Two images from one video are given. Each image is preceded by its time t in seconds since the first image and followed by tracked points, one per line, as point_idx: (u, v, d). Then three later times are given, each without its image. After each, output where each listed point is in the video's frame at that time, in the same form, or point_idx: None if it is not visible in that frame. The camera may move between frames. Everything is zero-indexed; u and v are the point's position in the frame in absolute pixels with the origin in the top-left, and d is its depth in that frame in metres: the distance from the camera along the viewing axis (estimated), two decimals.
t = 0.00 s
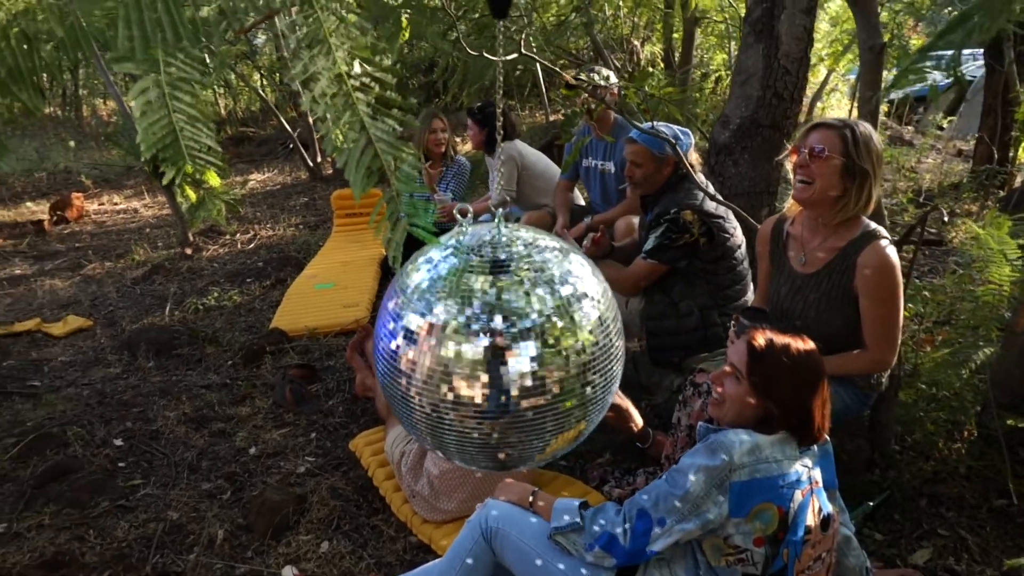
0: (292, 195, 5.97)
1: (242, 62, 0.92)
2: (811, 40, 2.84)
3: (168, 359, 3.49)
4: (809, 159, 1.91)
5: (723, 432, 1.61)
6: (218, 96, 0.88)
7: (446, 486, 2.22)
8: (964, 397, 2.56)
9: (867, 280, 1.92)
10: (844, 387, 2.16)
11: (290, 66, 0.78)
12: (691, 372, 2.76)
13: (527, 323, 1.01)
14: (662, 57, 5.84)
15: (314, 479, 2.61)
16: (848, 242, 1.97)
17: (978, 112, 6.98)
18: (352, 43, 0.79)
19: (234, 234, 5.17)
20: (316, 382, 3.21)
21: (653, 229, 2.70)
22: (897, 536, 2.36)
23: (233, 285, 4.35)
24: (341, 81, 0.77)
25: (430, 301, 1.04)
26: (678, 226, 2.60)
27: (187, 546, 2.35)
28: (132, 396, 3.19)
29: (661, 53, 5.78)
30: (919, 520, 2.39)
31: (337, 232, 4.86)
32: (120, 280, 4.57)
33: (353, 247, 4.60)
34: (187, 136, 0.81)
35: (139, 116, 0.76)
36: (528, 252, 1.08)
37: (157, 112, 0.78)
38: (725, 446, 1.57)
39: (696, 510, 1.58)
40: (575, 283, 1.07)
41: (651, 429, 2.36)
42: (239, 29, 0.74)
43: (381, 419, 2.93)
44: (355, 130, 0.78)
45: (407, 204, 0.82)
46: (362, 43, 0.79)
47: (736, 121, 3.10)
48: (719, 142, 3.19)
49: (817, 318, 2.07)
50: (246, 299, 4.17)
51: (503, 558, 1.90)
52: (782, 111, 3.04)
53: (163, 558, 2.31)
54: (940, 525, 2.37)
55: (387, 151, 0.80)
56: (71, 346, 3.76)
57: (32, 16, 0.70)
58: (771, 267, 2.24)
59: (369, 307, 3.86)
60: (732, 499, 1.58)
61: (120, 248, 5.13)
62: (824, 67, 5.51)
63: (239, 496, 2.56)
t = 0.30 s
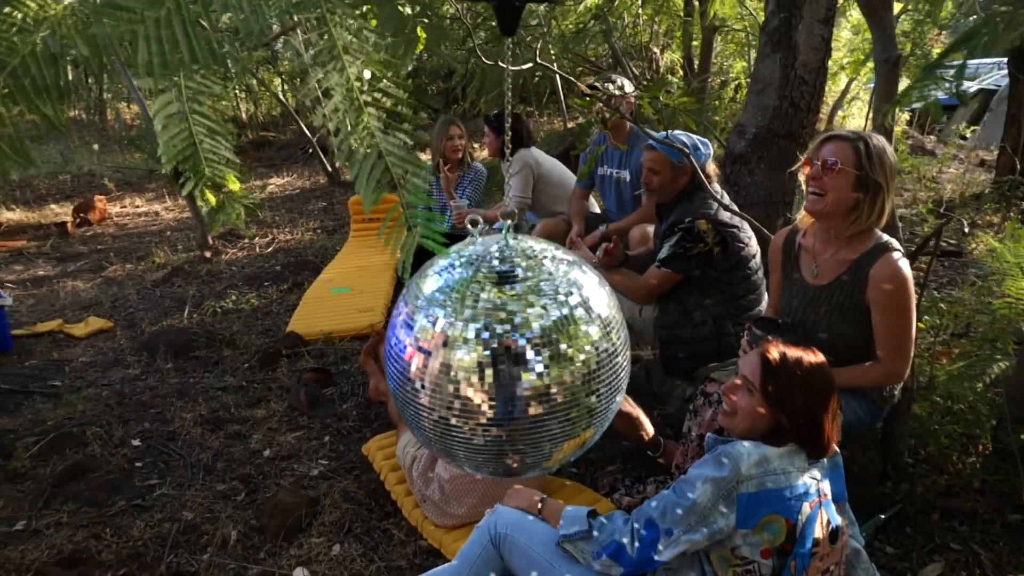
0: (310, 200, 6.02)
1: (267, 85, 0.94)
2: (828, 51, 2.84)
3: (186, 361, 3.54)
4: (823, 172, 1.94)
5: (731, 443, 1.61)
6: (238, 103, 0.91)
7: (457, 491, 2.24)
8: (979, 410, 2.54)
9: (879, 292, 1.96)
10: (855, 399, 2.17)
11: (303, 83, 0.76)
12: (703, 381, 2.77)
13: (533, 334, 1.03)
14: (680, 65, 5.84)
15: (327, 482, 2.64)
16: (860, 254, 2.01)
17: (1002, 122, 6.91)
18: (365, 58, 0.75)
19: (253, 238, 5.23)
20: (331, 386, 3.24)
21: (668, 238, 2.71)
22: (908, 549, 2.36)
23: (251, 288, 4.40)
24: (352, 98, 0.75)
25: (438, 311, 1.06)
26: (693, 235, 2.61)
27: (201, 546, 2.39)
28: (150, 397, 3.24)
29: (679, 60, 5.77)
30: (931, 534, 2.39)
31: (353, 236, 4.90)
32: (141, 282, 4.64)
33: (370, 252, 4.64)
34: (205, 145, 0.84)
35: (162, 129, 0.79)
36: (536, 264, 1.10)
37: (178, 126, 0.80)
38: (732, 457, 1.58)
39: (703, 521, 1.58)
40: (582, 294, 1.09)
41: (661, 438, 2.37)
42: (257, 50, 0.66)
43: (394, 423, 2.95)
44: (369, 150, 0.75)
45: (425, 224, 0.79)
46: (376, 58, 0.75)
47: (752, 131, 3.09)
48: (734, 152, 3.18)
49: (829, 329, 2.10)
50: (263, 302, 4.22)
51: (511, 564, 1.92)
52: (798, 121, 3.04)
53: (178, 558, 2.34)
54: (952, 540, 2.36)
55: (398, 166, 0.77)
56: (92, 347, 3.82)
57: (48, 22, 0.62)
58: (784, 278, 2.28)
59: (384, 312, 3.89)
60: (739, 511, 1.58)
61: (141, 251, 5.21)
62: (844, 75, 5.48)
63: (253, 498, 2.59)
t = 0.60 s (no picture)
0: (327, 197, 6.06)
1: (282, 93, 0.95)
2: (847, 52, 2.84)
3: (203, 356, 3.58)
4: (836, 176, 1.98)
5: (739, 447, 1.62)
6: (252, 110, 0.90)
7: (468, 488, 2.26)
8: (994, 417, 2.53)
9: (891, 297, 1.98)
10: (868, 404, 2.17)
11: (316, 90, 0.77)
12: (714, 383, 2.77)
13: (543, 336, 1.04)
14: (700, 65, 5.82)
15: (340, 477, 2.67)
16: (872, 258, 2.03)
17: None
18: (379, 67, 0.77)
19: (271, 234, 5.27)
20: (346, 382, 3.28)
21: (682, 238, 2.72)
22: (919, 554, 2.35)
23: (268, 284, 4.45)
24: (366, 104, 0.77)
25: (450, 312, 1.08)
26: (708, 236, 2.61)
27: (217, 538, 2.42)
28: (168, 390, 3.28)
29: (699, 60, 5.75)
30: (942, 540, 2.39)
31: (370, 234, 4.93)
32: (160, 277, 4.70)
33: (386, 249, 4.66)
34: (223, 147, 0.86)
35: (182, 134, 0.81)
36: (546, 266, 1.11)
37: (198, 131, 0.83)
38: (740, 461, 1.58)
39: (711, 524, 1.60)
40: (591, 296, 1.11)
41: (672, 438, 2.37)
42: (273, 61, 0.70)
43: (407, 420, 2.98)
44: (382, 161, 0.77)
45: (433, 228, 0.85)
46: (389, 66, 0.78)
47: (769, 133, 3.09)
48: (751, 154, 3.17)
49: (841, 334, 2.11)
50: (280, 298, 4.26)
51: (520, 563, 1.94)
52: (816, 123, 3.03)
53: (194, 549, 2.38)
54: (963, 546, 2.35)
55: (410, 170, 0.78)
56: (112, 340, 3.88)
57: (79, 32, 0.61)
58: (796, 283, 2.30)
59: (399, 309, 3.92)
60: (746, 514, 1.60)
61: (160, 246, 5.27)
62: (865, 76, 5.44)
63: (268, 492, 2.63)
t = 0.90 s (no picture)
0: (345, 193, 6.10)
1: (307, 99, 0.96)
2: (868, 51, 2.82)
3: (222, 349, 3.63)
4: (851, 178, 1.98)
5: (751, 448, 1.63)
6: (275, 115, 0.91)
7: (482, 484, 2.28)
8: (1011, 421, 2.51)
9: (907, 299, 1.99)
10: (882, 406, 2.16)
11: (335, 97, 0.76)
12: (728, 382, 2.77)
13: (555, 336, 1.06)
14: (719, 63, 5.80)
15: (355, 472, 2.70)
16: (888, 260, 2.03)
17: None
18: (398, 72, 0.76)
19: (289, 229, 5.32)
20: (362, 377, 3.31)
21: (699, 237, 2.71)
22: (933, 558, 2.34)
23: (286, 279, 4.49)
24: (383, 110, 0.76)
25: (464, 312, 1.09)
26: (724, 236, 2.61)
27: (234, 529, 2.46)
28: (187, 383, 3.33)
29: (718, 57, 5.72)
30: (957, 543, 2.37)
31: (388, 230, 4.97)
32: (181, 271, 4.76)
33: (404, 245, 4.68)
34: (246, 151, 0.88)
35: (205, 137, 0.83)
36: (558, 268, 1.13)
37: (220, 134, 0.84)
38: (751, 462, 1.59)
39: (722, 524, 1.60)
40: (603, 298, 1.12)
41: (686, 437, 2.38)
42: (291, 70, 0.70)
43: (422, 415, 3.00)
44: (399, 167, 0.76)
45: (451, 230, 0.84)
46: (408, 71, 0.76)
47: (787, 132, 3.07)
48: (769, 153, 3.16)
49: (856, 335, 2.12)
50: (298, 293, 4.30)
51: (532, 560, 1.96)
52: (835, 123, 3.01)
53: (211, 540, 2.42)
54: (978, 550, 2.34)
55: (426, 175, 0.77)
56: (133, 333, 3.94)
57: (105, 43, 0.63)
58: (812, 283, 2.30)
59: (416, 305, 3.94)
60: (757, 515, 1.60)
61: (181, 240, 5.33)
62: (886, 74, 5.40)
63: (284, 485, 2.66)
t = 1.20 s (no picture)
0: (359, 190, 6.13)
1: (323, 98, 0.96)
2: (882, 50, 2.81)
3: (237, 347, 3.66)
4: (862, 179, 1.99)
5: (761, 448, 1.63)
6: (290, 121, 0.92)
7: (493, 483, 2.30)
8: None
9: (920, 300, 1.98)
10: (894, 406, 2.16)
11: (348, 103, 0.78)
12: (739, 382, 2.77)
13: (565, 338, 1.07)
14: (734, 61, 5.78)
15: (368, 469, 2.73)
16: (900, 261, 2.03)
17: None
18: (409, 77, 0.77)
19: (303, 227, 5.35)
20: (374, 375, 3.33)
21: (710, 238, 2.71)
22: (945, 559, 2.33)
23: (300, 276, 4.53)
24: (394, 115, 0.77)
25: (475, 313, 1.11)
26: (735, 237, 2.61)
27: (248, 525, 2.49)
28: (203, 380, 3.37)
29: (732, 55, 5.70)
30: (969, 545, 2.36)
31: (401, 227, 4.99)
32: (196, 268, 4.80)
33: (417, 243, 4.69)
34: (263, 162, 0.90)
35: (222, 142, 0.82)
36: (569, 271, 1.14)
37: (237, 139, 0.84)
38: (761, 462, 1.59)
39: (732, 524, 1.61)
40: (613, 300, 1.13)
41: (697, 437, 2.38)
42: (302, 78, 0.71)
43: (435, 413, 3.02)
44: (410, 172, 0.76)
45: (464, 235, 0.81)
46: (418, 77, 0.77)
47: (800, 131, 3.07)
48: (782, 152, 3.15)
49: (867, 336, 2.11)
50: (311, 291, 4.33)
51: (543, 558, 1.97)
52: (849, 122, 3.00)
53: (226, 536, 2.45)
54: (991, 552, 2.33)
55: (438, 180, 0.77)
56: (149, 330, 3.98)
57: (124, 47, 0.65)
58: (823, 283, 2.30)
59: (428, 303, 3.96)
60: (767, 516, 1.61)
61: (196, 238, 5.38)
62: (902, 71, 5.37)
63: (298, 481, 2.69)
